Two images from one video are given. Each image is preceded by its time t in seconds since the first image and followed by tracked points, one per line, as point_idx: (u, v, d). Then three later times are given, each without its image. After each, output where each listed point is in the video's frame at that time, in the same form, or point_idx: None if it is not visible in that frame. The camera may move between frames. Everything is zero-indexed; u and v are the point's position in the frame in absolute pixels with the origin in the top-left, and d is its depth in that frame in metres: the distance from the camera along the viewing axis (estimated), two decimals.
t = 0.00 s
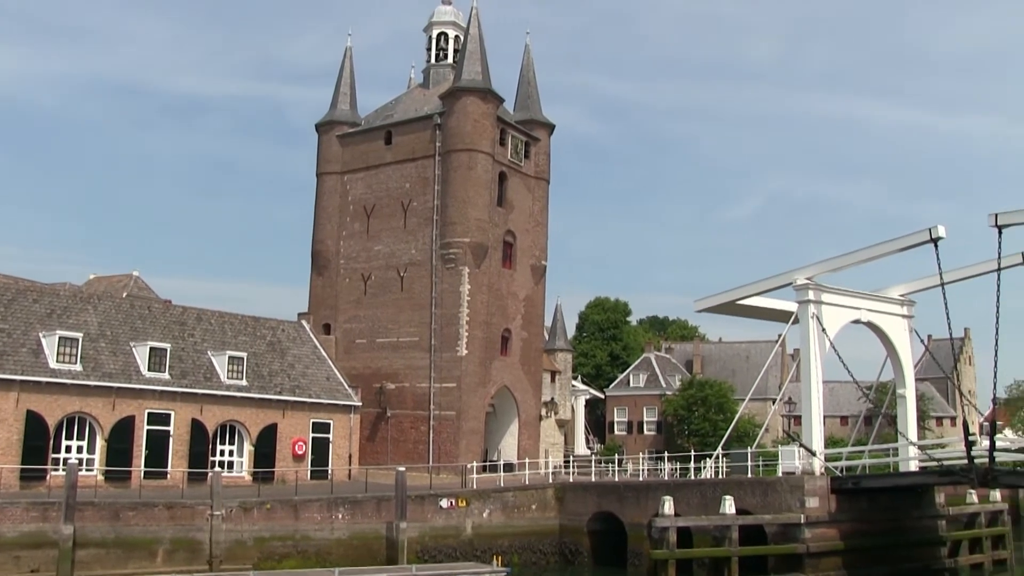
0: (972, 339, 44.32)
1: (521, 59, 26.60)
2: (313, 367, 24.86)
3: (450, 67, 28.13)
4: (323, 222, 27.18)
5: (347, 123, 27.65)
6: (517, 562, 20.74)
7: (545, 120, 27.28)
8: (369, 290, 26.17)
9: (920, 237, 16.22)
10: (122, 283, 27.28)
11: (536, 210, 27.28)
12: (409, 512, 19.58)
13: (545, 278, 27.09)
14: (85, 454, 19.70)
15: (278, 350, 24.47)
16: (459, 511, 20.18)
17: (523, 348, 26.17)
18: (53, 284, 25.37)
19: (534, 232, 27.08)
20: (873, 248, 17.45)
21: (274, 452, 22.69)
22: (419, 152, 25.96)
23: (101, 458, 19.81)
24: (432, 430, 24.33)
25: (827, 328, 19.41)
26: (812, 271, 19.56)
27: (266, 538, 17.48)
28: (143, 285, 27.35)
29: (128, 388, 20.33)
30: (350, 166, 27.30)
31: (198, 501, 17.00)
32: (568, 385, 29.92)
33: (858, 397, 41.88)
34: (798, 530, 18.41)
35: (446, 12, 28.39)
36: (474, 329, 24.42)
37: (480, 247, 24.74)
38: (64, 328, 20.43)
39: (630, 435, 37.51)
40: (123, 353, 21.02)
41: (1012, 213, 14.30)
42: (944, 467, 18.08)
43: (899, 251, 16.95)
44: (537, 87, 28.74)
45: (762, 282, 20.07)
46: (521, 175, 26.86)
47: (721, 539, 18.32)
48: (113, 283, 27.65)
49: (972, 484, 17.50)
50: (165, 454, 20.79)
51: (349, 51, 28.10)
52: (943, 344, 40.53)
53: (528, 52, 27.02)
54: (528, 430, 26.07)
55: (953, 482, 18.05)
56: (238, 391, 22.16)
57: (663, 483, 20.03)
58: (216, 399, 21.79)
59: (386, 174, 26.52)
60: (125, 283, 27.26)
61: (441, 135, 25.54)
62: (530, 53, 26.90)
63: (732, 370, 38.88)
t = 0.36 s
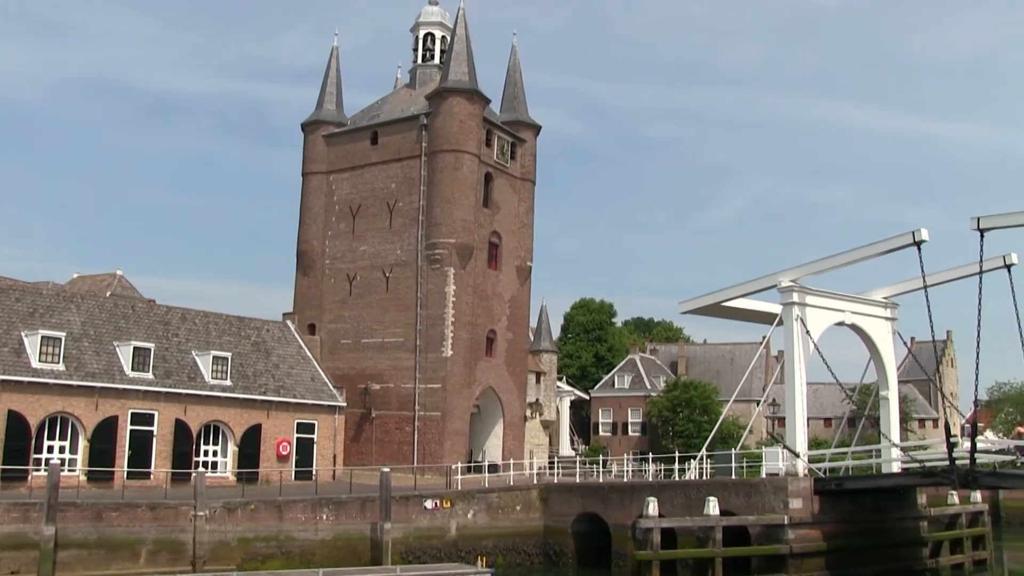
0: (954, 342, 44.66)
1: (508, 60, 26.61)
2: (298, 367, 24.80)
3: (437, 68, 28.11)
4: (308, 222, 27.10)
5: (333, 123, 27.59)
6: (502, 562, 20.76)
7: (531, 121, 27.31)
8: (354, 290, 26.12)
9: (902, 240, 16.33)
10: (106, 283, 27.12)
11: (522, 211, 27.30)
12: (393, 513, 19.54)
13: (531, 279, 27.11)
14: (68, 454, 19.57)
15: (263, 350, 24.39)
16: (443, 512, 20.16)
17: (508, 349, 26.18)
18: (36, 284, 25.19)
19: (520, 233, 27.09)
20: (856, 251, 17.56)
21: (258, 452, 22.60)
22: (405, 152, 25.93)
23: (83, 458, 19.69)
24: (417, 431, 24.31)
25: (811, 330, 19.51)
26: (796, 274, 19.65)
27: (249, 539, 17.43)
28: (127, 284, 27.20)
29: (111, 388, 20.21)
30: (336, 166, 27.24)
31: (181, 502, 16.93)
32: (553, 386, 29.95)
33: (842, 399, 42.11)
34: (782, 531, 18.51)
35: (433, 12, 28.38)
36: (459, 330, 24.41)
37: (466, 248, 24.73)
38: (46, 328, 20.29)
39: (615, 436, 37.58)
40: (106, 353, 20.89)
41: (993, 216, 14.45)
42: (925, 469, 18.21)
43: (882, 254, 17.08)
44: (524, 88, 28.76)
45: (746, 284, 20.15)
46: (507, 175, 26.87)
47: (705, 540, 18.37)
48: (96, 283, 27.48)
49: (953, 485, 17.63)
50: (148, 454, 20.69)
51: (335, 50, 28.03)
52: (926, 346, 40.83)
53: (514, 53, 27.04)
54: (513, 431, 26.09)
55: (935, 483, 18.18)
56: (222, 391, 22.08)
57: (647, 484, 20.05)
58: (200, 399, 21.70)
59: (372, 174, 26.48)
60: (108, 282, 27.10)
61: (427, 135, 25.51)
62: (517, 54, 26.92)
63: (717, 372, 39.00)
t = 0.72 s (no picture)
0: (936, 344, 45.01)
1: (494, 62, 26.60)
2: (282, 367, 24.73)
3: (423, 68, 28.07)
4: (293, 222, 27.01)
5: (319, 123, 27.50)
6: (486, 563, 20.74)
7: (517, 122, 27.31)
8: (339, 291, 26.06)
9: (886, 243, 16.43)
10: (88, 282, 26.93)
11: (507, 212, 27.30)
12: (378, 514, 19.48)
13: (516, 280, 27.11)
14: (49, 455, 19.40)
15: (247, 350, 24.29)
16: (428, 512, 20.12)
17: (493, 349, 26.18)
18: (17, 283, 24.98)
19: (505, 234, 27.08)
20: (841, 253, 17.65)
21: (242, 453, 22.50)
22: (390, 152, 25.87)
23: (65, 459, 19.54)
24: (401, 432, 24.27)
25: (795, 332, 19.58)
26: (780, 276, 19.72)
27: (233, 540, 17.35)
28: (110, 284, 27.03)
29: (94, 388, 20.07)
30: (321, 166, 27.16)
31: (165, 503, 16.81)
32: (538, 387, 29.97)
33: (825, 401, 42.34)
34: (765, 532, 18.56)
35: (420, 12, 28.34)
36: (444, 330, 24.38)
37: (451, 248, 24.70)
38: (28, 327, 20.12)
39: (599, 437, 37.63)
40: (89, 353, 20.74)
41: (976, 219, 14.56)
42: (907, 470, 18.32)
43: (865, 257, 17.18)
44: (510, 89, 28.77)
45: (731, 286, 20.22)
46: (492, 176, 26.85)
47: (689, 541, 18.41)
48: (79, 282, 27.29)
49: (935, 486, 17.74)
50: (131, 454, 20.57)
51: (321, 50, 27.94)
52: (909, 349, 41.12)
53: (501, 53, 27.05)
54: (497, 432, 26.08)
55: (917, 485, 18.29)
56: (206, 391, 21.98)
57: (632, 485, 20.07)
58: (183, 400, 21.59)
59: (357, 174, 26.41)
60: (91, 282, 26.92)
61: (413, 135, 25.46)
62: (503, 55, 26.92)
63: (702, 373, 39.14)
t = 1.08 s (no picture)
0: (919, 346, 45.27)
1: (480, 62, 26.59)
2: (267, 368, 24.64)
3: (409, 68, 28.04)
4: (278, 222, 26.93)
5: (305, 123, 27.43)
6: (471, 564, 20.71)
7: (503, 123, 27.32)
8: (324, 291, 25.99)
9: (870, 246, 16.50)
10: (71, 281, 26.77)
11: (492, 212, 27.29)
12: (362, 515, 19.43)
13: (502, 281, 27.11)
14: (31, 455, 19.21)
15: (231, 350, 24.19)
16: (412, 513, 20.06)
17: (478, 350, 26.16)
18: None
19: (491, 234, 27.07)
20: (825, 255, 17.72)
21: (226, 453, 22.41)
22: (376, 152, 25.82)
23: (48, 459, 19.37)
24: (386, 432, 24.21)
25: (779, 334, 19.64)
26: (765, 278, 19.79)
27: (216, 541, 17.28)
28: (93, 283, 26.87)
29: (77, 388, 19.94)
30: (307, 166, 27.08)
31: (148, 503, 16.70)
32: (523, 388, 29.98)
33: (809, 402, 42.52)
34: (750, 533, 18.62)
35: (406, 13, 28.31)
36: (429, 331, 24.34)
37: (436, 249, 24.66)
38: (10, 327, 19.95)
39: (584, 439, 37.66)
40: (71, 353, 20.59)
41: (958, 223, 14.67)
42: (890, 471, 18.42)
43: (849, 259, 17.25)
44: (496, 90, 28.78)
45: (716, 288, 20.27)
46: (478, 177, 26.84)
47: (673, 542, 18.42)
48: (61, 281, 27.13)
49: (917, 488, 17.83)
50: (114, 454, 20.46)
51: (307, 49, 27.86)
52: (892, 351, 41.34)
53: (487, 54, 27.05)
54: (482, 433, 26.05)
55: (900, 486, 18.38)
56: (190, 392, 21.87)
57: (616, 486, 20.08)
58: (167, 400, 21.49)
59: (343, 175, 26.35)
60: (74, 281, 26.76)
61: (399, 136, 25.42)
62: (489, 56, 26.93)
63: (686, 375, 39.25)
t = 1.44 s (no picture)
0: (903, 348, 45.51)
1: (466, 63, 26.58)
2: (251, 368, 24.57)
3: (396, 69, 28.03)
4: (264, 222, 26.86)
5: (291, 123, 27.37)
6: (455, 565, 20.67)
7: (490, 125, 27.34)
8: (309, 291, 25.94)
9: (854, 248, 16.56)
10: (55, 280, 26.64)
11: (478, 214, 27.28)
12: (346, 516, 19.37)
13: (487, 282, 27.12)
14: (13, 456, 19.14)
15: (216, 350, 24.10)
16: (397, 514, 20.01)
17: (463, 351, 26.15)
18: None
19: (477, 235, 27.08)
20: (810, 258, 17.78)
21: (210, 454, 22.32)
22: (363, 153, 25.79)
23: (30, 459, 19.26)
24: (371, 433, 24.16)
25: (764, 336, 19.68)
26: (749, 280, 19.84)
27: (200, 542, 17.21)
28: (77, 282, 26.74)
29: (59, 388, 19.81)
30: (293, 166, 27.02)
31: (131, 504, 16.60)
32: (508, 390, 29.98)
33: (794, 404, 42.68)
34: (734, 535, 18.68)
35: (392, 13, 28.32)
36: (414, 332, 24.31)
37: (422, 250, 24.64)
38: None
39: (569, 440, 37.68)
40: (55, 353, 20.45)
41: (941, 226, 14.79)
42: (874, 473, 18.47)
43: (834, 262, 17.31)
44: (482, 91, 28.81)
45: (701, 290, 20.31)
46: (464, 178, 26.84)
47: (658, 543, 18.42)
48: (45, 280, 26.98)
49: (900, 489, 17.88)
50: (97, 455, 20.35)
51: (294, 49, 27.81)
52: (877, 353, 41.55)
53: (473, 55, 27.07)
54: (467, 434, 26.04)
55: (883, 487, 18.45)
56: (174, 392, 21.78)
57: (601, 487, 20.08)
58: (151, 400, 21.39)
59: (329, 175, 26.31)
60: (58, 280, 26.62)
61: (385, 136, 25.39)
62: (476, 57, 26.95)
63: (672, 376, 39.35)
